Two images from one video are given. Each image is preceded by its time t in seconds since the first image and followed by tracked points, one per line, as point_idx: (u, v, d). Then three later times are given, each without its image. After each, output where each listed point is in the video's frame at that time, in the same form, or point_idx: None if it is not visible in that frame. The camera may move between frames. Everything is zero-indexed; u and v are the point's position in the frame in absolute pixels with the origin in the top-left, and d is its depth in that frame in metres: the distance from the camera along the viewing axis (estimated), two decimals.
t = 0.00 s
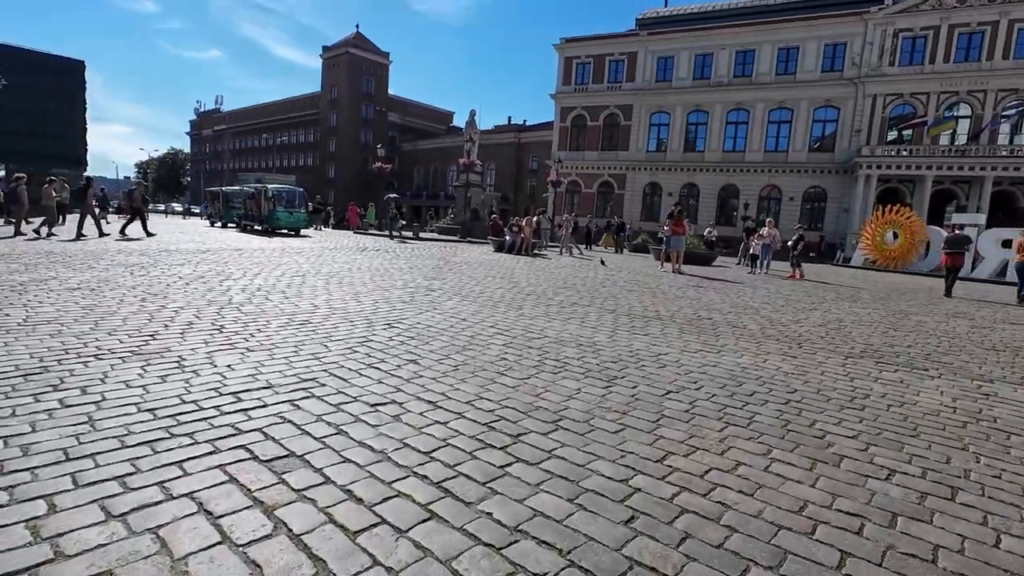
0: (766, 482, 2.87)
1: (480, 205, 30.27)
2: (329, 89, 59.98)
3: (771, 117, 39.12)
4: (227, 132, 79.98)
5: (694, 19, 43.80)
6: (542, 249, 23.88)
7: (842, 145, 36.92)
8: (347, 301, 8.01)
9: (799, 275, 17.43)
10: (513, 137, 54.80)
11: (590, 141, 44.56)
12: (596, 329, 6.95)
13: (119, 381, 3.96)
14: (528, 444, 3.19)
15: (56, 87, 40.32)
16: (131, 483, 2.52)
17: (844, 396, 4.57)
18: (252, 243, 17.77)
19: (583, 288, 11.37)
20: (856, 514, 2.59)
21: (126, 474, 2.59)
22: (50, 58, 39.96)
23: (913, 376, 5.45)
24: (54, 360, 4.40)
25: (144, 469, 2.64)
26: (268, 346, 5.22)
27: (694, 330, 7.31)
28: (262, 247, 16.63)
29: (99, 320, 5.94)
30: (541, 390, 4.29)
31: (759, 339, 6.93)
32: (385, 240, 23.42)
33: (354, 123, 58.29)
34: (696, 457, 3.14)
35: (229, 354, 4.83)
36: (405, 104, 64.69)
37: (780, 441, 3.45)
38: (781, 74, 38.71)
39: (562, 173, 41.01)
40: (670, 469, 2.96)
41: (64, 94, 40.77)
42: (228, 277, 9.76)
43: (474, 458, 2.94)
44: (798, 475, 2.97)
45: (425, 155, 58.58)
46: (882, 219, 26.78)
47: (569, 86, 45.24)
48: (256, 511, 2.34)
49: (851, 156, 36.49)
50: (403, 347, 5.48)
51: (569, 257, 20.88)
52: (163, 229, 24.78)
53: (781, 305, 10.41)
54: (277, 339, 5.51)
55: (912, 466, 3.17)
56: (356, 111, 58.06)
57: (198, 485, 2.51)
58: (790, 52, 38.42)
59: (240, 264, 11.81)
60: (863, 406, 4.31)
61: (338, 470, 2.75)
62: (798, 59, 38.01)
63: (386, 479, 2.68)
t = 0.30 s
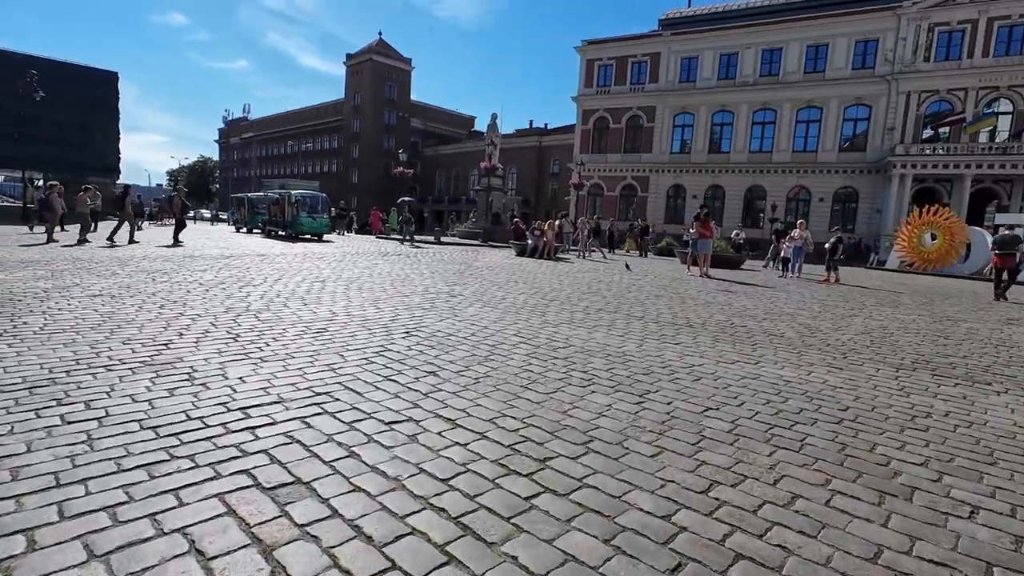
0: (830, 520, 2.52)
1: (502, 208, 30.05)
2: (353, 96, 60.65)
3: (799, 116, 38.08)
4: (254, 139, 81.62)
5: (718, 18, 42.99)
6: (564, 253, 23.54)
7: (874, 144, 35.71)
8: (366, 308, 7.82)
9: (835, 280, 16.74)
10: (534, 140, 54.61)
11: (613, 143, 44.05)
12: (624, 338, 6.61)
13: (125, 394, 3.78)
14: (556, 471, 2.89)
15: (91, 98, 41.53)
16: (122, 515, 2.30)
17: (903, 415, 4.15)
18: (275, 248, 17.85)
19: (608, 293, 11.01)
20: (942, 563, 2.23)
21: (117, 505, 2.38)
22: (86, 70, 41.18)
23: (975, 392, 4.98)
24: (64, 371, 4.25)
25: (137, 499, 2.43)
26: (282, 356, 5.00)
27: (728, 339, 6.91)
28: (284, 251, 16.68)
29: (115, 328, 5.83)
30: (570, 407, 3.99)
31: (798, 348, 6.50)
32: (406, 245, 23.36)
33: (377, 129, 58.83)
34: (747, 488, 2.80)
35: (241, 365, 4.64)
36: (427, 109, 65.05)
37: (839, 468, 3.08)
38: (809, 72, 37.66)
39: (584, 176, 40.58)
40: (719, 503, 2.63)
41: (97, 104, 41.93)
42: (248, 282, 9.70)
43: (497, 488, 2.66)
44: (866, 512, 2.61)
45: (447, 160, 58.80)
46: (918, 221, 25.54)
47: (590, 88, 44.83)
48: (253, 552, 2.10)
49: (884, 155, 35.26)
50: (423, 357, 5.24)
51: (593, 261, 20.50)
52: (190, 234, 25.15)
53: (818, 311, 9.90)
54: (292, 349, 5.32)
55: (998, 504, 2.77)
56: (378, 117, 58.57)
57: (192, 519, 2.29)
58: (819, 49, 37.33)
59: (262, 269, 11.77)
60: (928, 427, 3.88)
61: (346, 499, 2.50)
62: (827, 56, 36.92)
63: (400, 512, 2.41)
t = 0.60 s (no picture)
0: (902, 567, 2.20)
1: (516, 211, 29.84)
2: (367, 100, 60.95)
3: (819, 115, 37.28)
4: (270, 144, 82.53)
5: (735, 17, 42.36)
6: (580, 256, 23.21)
7: (896, 144, 34.82)
8: (379, 314, 7.62)
9: (862, 284, 16.23)
10: (548, 143, 54.39)
11: (627, 145, 43.62)
12: (648, 346, 6.31)
13: (123, 409, 3.57)
14: (584, 502, 2.62)
15: (112, 105, 42.21)
16: (100, 556, 2.07)
17: (962, 434, 3.79)
18: (290, 252, 17.80)
19: (628, 298, 10.70)
20: None
21: (98, 543, 2.16)
22: (106, 77, 41.97)
23: None
24: (63, 383, 4.07)
25: (121, 535, 2.20)
26: (291, 367, 4.77)
27: (757, 347, 6.57)
28: (298, 256, 16.63)
29: (122, 337, 5.68)
30: (595, 424, 3.70)
31: (834, 358, 6.14)
32: (420, 248, 23.24)
33: (391, 132, 59.07)
34: (801, 524, 2.49)
35: (247, 376, 4.42)
36: (441, 113, 65.15)
37: (902, 500, 2.75)
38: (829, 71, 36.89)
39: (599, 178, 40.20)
40: (772, 545, 2.32)
41: (117, 111, 42.60)
42: (260, 288, 9.56)
43: (520, 524, 2.39)
44: (943, 558, 2.28)
45: (461, 163, 58.79)
46: (944, 222, 24.89)
47: (605, 90, 44.49)
48: None
49: (907, 155, 34.36)
50: (439, 367, 4.98)
51: (609, 264, 20.17)
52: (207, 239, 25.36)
53: (849, 316, 9.47)
54: (302, 359, 5.10)
55: None
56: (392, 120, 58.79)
57: (182, 560, 2.06)
58: (839, 48, 36.55)
59: (276, 274, 11.67)
60: (993, 450, 3.52)
61: (352, 536, 2.25)
62: (847, 54, 36.11)
63: (411, 555, 2.16)
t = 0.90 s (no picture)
0: None
1: (526, 212, 29.56)
2: (378, 102, 61.05)
3: (834, 115, 36.65)
4: (281, 146, 83.01)
5: (748, 16, 41.82)
6: (591, 258, 22.85)
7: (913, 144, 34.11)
8: (387, 319, 7.39)
9: (884, 287, 15.74)
10: (558, 144, 54.09)
11: (638, 146, 43.22)
12: (668, 354, 6.02)
13: (114, 423, 3.36)
14: (611, 536, 2.35)
15: (124, 107, 42.50)
16: None
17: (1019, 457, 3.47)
18: (299, 254, 17.68)
19: (643, 302, 10.39)
20: None
21: None
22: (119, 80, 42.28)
23: None
24: (54, 393, 3.87)
25: None
26: (294, 377, 4.54)
27: (783, 355, 6.25)
28: (307, 257, 16.48)
29: (121, 342, 5.50)
30: (618, 442, 3.44)
31: (865, 367, 5.80)
32: (430, 250, 23.03)
33: (402, 134, 59.17)
34: (859, 567, 2.21)
35: (247, 386, 4.21)
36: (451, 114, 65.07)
37: (969, 538, 2.46)
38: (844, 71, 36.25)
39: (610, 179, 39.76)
40: None
41: (130, 113, 42.89)
42: (267, 290, 9.38)
43: (541, 565, 2.13)
44: None
45: (471, 164, 58.65)
46: (965, 222, 24.16)
47: (616, 90, 44.13)
48: None
49: (925, 155, 33.66)
50: (451, 377, 4.74)
51: (622, 266, 19.83)
52: (218, 240, 25.29)
53: (875, 322, 9.09)
54: (305, 366, 4.87)
55: None
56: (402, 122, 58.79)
57: None
58: (854, 47, 35.90)
59: (284, 276, 11.49)
60: None
61: None
62: (863, 53, 35.46)
63: None
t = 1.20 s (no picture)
0: None
1: (539, 213, 29.32)
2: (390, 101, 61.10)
3: (853, 115, 35.86)
4: (295, 145, 83.50)
5: (764, 15, 41.13)
6: (604, 259, 22.50)
7: (935, 144, 33.27)
8: (398, 321, 7.13)
9: (909, 291, 15.19)
10: (571, 144, 53.74)
11: (652, 146, 42.74)
12: (692, 362, 5.69)
13: (104, 435, 3.14)
14: None
15: (143, 107, 42.99)
16: None
17: None
18: (311, 253, 17.58)
19: (661, 305, 10.06)
20: None
21: None
22: (138, 81, 42.77)
23: None
24: (44, 401, 3.66)
25: None
26: (298, 384, 4.30)
27: (814, 364, 5.89)
28: (319, 256, 16.36)
29: (122, 344, 5.30)
30: (647, 463, 3.15)
31: (905, 379, 5.43)
32: (442, 250, 22.87)
33: (414, 134, 59.21)
34: None
35: (248, 395, 3.98)
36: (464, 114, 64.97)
37: None
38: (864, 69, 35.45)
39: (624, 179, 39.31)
40: None
41: (148, 113, 43.38)
42: (276, 290, 9.19)
43: None
44: None
45: (483, 164, 58.49)
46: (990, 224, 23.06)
47: (629, 90, 43.69)
48: None
49: (948, 156, 32.83)
50: (465, 386, 4.47)
51: (636, 268, 19.47)
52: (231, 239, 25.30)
53: (906, 329, 8.67)
54: (311, 373, 4.63)
55: None
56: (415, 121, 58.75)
57: None
58: (874, 45, 35.10)
59: (294, 276, 11.32)
60: None
61: None
62: (884, 52, 34.66)
63: None
